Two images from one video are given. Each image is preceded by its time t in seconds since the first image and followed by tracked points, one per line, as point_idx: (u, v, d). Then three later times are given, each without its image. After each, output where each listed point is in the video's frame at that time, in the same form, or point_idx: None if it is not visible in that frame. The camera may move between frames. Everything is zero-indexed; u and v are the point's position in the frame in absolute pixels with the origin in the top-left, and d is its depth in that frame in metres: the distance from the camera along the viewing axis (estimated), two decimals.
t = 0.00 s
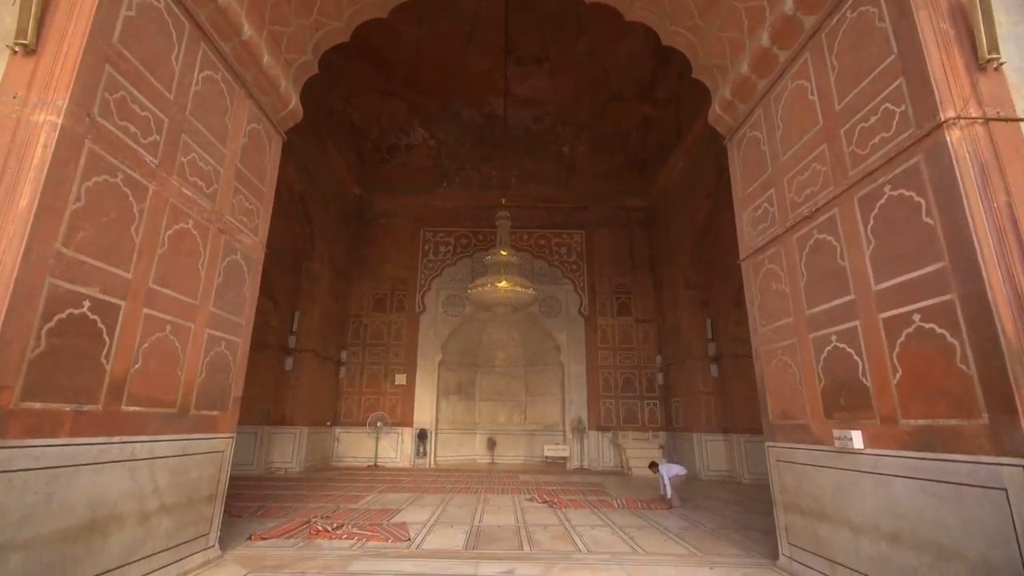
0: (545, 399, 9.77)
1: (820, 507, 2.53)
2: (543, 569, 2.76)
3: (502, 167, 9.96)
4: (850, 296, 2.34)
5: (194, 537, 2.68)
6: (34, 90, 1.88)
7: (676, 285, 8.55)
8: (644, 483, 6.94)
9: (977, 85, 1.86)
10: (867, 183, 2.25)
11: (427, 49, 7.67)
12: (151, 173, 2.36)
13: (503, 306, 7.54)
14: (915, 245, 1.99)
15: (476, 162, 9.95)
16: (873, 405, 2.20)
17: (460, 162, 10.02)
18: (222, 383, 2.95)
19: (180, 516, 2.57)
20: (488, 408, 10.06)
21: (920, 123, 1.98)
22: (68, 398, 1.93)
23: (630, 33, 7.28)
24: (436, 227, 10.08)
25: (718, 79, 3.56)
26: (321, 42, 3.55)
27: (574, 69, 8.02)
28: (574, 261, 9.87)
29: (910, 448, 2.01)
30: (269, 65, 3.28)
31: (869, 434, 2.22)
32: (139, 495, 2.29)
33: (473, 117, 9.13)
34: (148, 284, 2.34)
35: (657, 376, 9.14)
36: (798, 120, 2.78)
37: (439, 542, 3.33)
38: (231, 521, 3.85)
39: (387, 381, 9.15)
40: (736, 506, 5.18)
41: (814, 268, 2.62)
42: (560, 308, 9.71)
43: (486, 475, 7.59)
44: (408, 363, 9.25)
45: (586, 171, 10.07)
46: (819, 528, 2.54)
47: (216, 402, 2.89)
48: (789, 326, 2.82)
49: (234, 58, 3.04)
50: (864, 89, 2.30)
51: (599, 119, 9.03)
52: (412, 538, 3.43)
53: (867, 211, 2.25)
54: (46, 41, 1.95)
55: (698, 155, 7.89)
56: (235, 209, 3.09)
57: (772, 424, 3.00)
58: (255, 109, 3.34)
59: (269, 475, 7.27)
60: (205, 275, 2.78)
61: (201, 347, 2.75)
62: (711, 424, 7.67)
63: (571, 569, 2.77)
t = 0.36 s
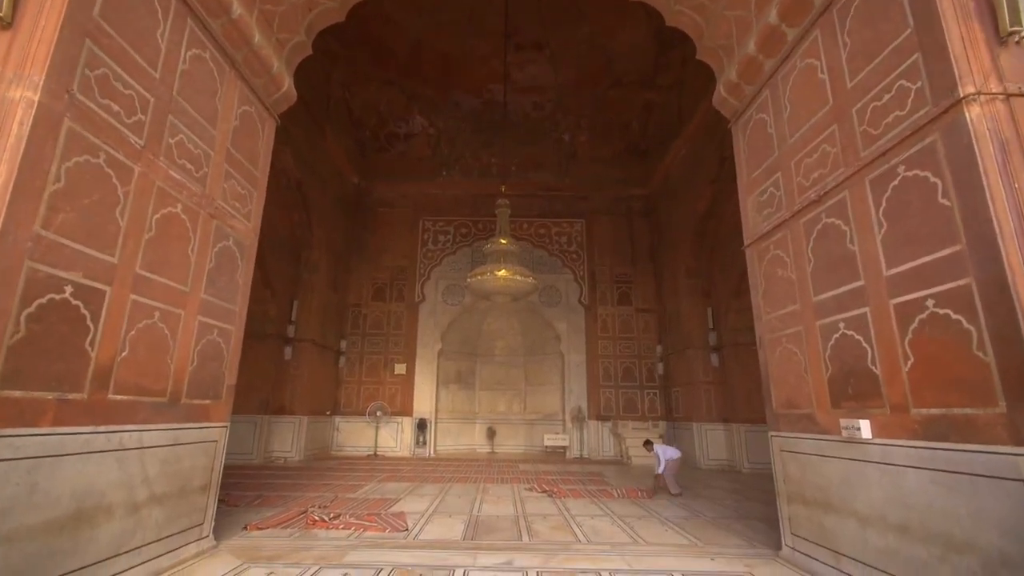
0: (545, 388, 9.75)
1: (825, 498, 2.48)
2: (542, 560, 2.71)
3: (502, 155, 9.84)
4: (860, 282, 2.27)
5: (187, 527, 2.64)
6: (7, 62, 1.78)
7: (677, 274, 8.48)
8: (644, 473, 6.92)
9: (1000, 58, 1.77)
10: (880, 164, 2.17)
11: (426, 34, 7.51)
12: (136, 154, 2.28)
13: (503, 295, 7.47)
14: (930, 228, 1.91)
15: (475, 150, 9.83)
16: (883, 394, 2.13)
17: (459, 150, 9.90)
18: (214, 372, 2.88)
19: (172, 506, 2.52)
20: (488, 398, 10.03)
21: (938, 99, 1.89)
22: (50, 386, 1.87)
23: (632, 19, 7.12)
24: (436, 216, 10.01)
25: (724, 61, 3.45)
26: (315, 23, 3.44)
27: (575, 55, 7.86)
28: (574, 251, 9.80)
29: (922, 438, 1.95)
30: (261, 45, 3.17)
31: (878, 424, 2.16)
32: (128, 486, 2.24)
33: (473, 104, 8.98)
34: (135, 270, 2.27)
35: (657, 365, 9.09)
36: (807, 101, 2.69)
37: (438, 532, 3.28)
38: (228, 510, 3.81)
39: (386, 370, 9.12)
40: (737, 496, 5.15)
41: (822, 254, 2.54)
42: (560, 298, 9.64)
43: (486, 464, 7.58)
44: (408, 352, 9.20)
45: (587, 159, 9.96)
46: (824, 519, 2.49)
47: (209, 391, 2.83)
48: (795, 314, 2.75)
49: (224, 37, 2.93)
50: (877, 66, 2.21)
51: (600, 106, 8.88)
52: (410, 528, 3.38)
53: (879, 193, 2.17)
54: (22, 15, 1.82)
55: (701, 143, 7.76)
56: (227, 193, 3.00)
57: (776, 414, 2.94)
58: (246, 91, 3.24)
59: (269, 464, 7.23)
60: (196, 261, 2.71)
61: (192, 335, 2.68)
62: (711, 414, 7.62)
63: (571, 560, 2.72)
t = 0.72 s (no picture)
0: (545, 379, 9.72)
1: (831, 489, 2.43)
2: (541, 552, 2.66)
3: (501, 144, 9.72)
4: (871, 268, 2.20)
5: (180, 519, 2.59)
6: None
7: (678, 265, 8.40)
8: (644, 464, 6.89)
9: None
10: (894, 145, 2.09)
11: (424, 20, 7.35)
12: (120, 135, 2.19)
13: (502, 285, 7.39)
14: (947, 210, 1.84)
15: (475, 138, 9.71)
16: (893, 383, 2.07)
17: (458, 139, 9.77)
18: (206, 361, 2.82)
19: (164, 498, 2.47)
20: (488, 388, 10.00)
21: (958, 76, 1.81)
22: (33, 375, 1.80)
23: (634, 4, 6.97)
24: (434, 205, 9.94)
25: (731, 41, 3.34)
26: (308, 2, 3.33)
27: (576, 41, 7.71)
28: (574, 241, 9.72)
29: (935, 429, 1.88)
30: (252, 24, 3.06)
31: (889, 414, 2.09)
32: (117, 477, 2.18)
33: (472, 92, 8.84)
34: (120, 255, 2.19)
35: (657, 356, 9.05)
36: (818, 81, 2.60)
37: (436, 523, 3.24)
38: (224, 501, 3.77)
39: (385, 361, 9.07)
40: (738, 486, 5.11)
41: (831, 239, 2.47)
42: (560, 288, 9.58)
43: (486, 454, 7.56)
44: (407, 343, 9.15)
45: (587, 148, 9.84)
46: (830, 511, 2.44)
47: (201, 380, 2.77)
48: (802, 302, 2.67)
49: (213, 14, 2.83)
50: (893, 42, 2.12)
51: (601, 93, 8.74)
52: (408, 519, 3.34)
53: (893, 175, 2.09)
54: None
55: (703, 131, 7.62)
56: (218, 178, 2.91)
57: (781, 404, 2.87)
58: (237, 72, 3.13)
59: (268, 454, 7.20)
60: (185, 247, 2.63)
61: (183, 323, 2.61)
62: (712, 405, 7.58)
63: (571, 551, 2.67)
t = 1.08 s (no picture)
0: (545, 370, 9.67)
1: (839, 482, 2.37)
2: (542, 545, 2.60)
3: (501, 133, 9.61)
4: (885, 255, 2.12)
5: (172, 512, 2.53)
6: None
7: (679, 256, 8.32)
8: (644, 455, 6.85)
9: None
10: (911, 126, 2.01)
11: (422, 7, 7.19)
12: (104, 114, 2.10)
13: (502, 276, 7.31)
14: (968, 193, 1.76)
15: (474, 128, 9.62)
16: (907, 373, 2.00)
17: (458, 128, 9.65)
18: (198, 351, 2.74)
19: (155, 491, 2.40)
20: (488, 380, 9.95)
21: (981, 51, 1.73)
22: (14, 364, 1.72)
23: None
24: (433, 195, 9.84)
25: (738, 22, 3.24)
26: None
27: (577, 28, 7.55)
28: (575, 232, 9.64)
29: (951, 421, 1.82)
30: (243, 3, 2.95)
31: (902, 405, 2.03)
32: (104, 470, 2.12)
33: (472, 80, 8.69)
34: (106, 241, 2.11)
35: (658, 348, 9.01)
36: (830, 61, 2.50)
37: (434, 516, 3.18)
38: (220, 493, 3.72)
39: (384, 352, 9.01)
40: (739, 478, 5.07)
41: (842, 225, 2.39)
42: (560, 279, 9.50)
43: (485, 446, 7.52)
44: (406, 334, 9.09)
45: (588, 138, 9.72)
46: (838, 505, 2.38)
47: (193, 370, 2.70)
48: (811, 290, 2.60)
49: None
50: (911, 18, 2.03)
51: (602, 82, 8.60)
52: (406, 512, 3.28)
53: (910, 158, 2.01)
54: None
55: (706, 120, 7.48)
56: (210, 163, 2.83)
57: (788, 395, 2.81)
58: (229, 53, 3.03)
59: (266, 446, 7.15)
60: (175, 233, 2.54)
61: (173, 312, 2.53)
62: (712, 396, 7.52)
63: (572, 545, 2.61)
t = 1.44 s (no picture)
0: (544, 364, 9.62)
1: (851, 477, 2.30)
2: (544, 542, 2.54)
3: (501, 124, 9.50)
4: (901, 242, 2.04)
5: (163, 508, 2.45)
6: None
7: (681, 249, 8.23)
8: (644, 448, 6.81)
9: None
10: (931, 107, 1.93)
11: None
12: (86, 95, 2.01)
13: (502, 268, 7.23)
14: (993, 176, 1.68)
15: (474, 119, 9.50)
16: (924, 365, 1.93)
17: (457, 118, 9.52)
18: (189, 343, 2.66)
19: (145, 486, 2.33)
20: (487, 373, 9.89)
21: (1008, 27, 1.64)
22: None
23: None
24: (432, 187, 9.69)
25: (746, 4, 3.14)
26: None
27: (578, 17, 7.37)
28: (575, 224, 9.56)
29: (971, 414, 1.75)
30: None
31: (918, 398, 1.96)
32: (91, 465, 2.04)
33: (471, 71, 8.54)
34: (89, 227, 2.02)
35: (658, 341, 8.95)
36: (843, 41, 2.41)
37: (433, 511, 3.12)
38: (216, 487, 3.66)
39: (383, 345, 8.94)
40: (741, 472, 5.01)
41: (854, 212, 2.31)
42: (560, 272, 9.42)
43: (485, 439, 7.47)
44: (404, 327, 9.01)
45: (588, 129, 9.61)
46: (848, 500, 2.31)
47: (184, 362, 2.62)
48: (821, 280, 2.52)
49: None
50: None
51: (603, 72, 8.45)
52: (405, 507, 3.21)
53: (929, 141, 1.93)
54: None
55: (708, 111, 7.37)
56: (200, 148, 2.73)
57: (796, 388, 2.73)
58: (220, 35, 2.92)
59: (264, 440, 7.08)
60: (164, 220, 2.46)
61: (162, 302, 2.45)
62: (713, 389, 7.45)
63: (575, 541, 2.55)
